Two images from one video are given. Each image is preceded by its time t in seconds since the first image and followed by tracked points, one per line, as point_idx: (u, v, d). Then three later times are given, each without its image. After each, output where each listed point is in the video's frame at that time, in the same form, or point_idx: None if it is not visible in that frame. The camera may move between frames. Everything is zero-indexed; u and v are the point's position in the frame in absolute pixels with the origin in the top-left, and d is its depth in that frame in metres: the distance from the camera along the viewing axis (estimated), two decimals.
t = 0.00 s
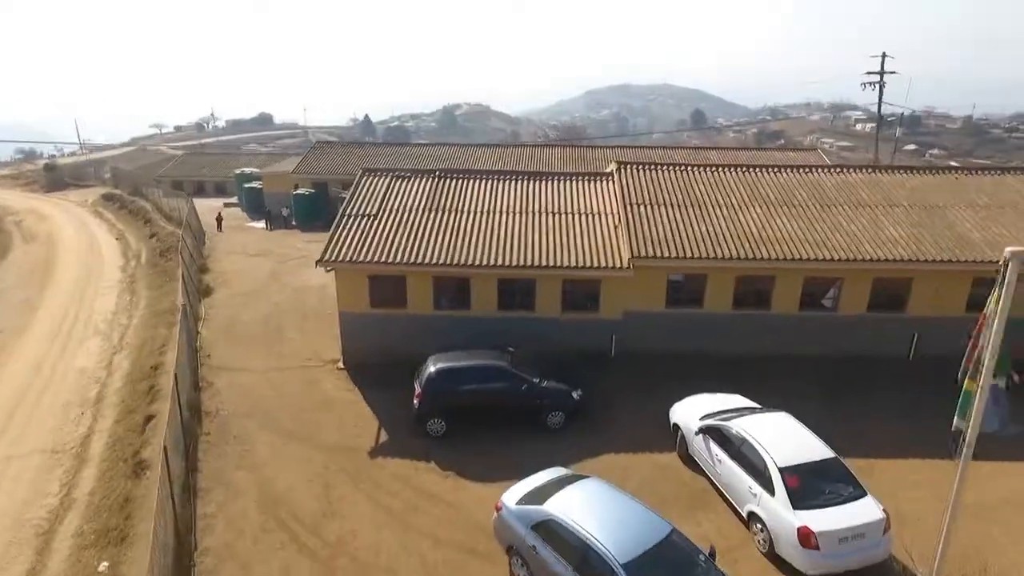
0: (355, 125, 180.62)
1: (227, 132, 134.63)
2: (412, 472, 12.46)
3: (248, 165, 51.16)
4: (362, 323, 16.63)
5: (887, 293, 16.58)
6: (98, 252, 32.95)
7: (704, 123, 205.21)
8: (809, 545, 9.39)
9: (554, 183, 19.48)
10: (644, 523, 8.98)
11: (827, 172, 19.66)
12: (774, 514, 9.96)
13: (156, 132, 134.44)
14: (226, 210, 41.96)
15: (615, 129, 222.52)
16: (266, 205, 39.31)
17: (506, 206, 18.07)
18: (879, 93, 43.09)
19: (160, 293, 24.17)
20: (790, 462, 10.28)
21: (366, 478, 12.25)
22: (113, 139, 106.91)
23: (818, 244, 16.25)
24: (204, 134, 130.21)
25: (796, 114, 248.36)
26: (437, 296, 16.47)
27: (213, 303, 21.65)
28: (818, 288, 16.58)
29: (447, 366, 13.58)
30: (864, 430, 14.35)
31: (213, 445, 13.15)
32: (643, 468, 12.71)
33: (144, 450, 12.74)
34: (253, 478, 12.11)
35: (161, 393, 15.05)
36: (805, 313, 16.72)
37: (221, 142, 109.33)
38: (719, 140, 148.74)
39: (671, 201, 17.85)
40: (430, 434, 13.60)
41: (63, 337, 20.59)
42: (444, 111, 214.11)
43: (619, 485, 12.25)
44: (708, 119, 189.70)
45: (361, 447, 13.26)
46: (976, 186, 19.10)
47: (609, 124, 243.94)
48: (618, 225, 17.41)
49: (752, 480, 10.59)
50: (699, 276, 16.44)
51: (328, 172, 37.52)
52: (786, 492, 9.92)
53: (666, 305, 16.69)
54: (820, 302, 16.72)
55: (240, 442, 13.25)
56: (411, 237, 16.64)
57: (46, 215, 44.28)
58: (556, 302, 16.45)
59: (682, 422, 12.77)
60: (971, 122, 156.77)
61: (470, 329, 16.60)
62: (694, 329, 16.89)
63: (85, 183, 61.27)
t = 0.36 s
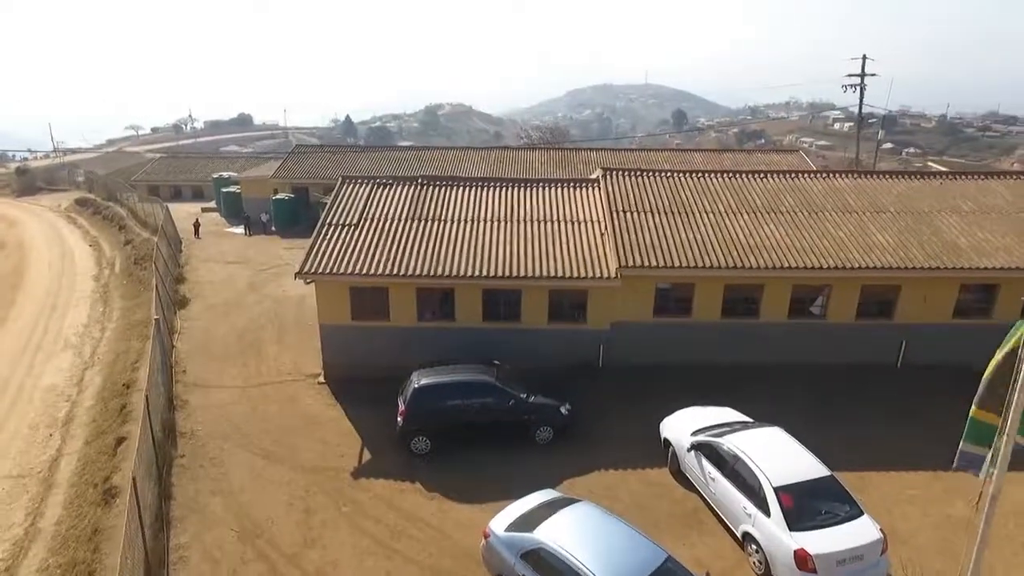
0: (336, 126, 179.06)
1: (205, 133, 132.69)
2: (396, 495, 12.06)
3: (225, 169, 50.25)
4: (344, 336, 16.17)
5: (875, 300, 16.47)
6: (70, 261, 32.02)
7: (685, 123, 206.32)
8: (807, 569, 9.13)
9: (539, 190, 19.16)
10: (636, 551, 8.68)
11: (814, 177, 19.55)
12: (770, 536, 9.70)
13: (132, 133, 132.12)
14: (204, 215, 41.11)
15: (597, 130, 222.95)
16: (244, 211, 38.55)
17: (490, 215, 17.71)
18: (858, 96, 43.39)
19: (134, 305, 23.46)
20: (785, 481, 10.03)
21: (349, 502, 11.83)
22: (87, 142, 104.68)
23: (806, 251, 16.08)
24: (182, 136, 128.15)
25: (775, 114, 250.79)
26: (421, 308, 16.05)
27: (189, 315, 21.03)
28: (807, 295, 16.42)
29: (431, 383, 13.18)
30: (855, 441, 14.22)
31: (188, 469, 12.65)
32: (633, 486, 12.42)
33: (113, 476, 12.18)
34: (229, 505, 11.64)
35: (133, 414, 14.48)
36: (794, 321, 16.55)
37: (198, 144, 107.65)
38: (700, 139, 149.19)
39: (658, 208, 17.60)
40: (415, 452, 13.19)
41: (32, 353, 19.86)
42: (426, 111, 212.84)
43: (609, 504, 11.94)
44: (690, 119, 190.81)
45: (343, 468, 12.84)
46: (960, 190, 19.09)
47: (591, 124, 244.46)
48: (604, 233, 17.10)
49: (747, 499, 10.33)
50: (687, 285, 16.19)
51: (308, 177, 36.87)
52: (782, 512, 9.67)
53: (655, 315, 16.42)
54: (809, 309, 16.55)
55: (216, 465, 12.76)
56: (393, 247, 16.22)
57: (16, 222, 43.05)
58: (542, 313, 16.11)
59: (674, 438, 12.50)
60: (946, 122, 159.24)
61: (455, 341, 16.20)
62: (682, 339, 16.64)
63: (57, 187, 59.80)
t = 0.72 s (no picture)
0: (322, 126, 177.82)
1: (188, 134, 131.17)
2: (384, 516, 11.70)
3: (208, 173, 49.51)
4: (329, 349, 15.76)
5: (868, 308, 16.32)
6: (48, 267, 31.31)
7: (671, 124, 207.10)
8: None
9: (528, 197, 18.85)
10: None
11: (804, 183, 19.40)
12: (769, 558, 9.46)
13: (114, 135, 130.28)
14: (187, 220, 40.42)
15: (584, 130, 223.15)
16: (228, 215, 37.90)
17: (479, 223, 17.37)
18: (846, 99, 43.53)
19: (114, 315, 22.88)
20: (784, 500, 9.79)
21: (335, 524, 11.47)
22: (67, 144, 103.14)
23: (799, 259, 15.89)
24: (163, 137, 126.42)
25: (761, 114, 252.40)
26: (408, 320, 15.67)
27: (171, 325, 20.50)
28: (800, 304, 16.23)
29: (420, 398, 12.82)
30: (850, 452, 14.06)
31: (168, 491, 12.22)
32: (628, 503, 12.13)
33: (88, 501, 11.73)
34: (211, 529, 11.24)
35: (110, 432, 14.01)
36: (787, 330, 16.36)
37: (181, 146, 106.36)
38: (686, 139, 149.73)
39: (649, 216, 17.35)
40: (404, 471, 12.83)
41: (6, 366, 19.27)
42: (413, 111, 212.02)
43: (604, 522, 11.64)
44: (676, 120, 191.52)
45: (329, 488, 12.44)
46: (951, 196, 19.00)
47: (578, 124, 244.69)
48: (595, 241, 16.82)
49: (745, 520, 10.09)
50: (678, 294, 15.94)
51: (292, 181, 36.32)
52: (782, 534, 9.43)
53: (647, 324, 16.15)
54: (802, 318, 16.35)
55: (197, 487, 12.32)
56: (379, 258, 15.84)
57: None
58: (532, 324, 15.80)
59: (669, 453, 12.24)
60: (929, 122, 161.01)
61: (444, 353, 15.84)
62: (675, 348, 16.39)
63: (35, 191, 58.68)
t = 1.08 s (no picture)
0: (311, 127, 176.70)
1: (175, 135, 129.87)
2: (375, 540, 11.36)
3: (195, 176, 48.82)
4: (318, 362, 15.36)
5: (865, 317, 16.09)
6: (31, 274, 30.67)
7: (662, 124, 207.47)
8: None
9: (521, 205, 18.52)
10: None
11: (800, 190, 19.19)
12: None
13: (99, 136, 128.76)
14: (173, 225, 39.79)
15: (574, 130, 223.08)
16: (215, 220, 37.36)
17: (470, 232, 17.02)
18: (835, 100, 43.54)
19: (97, 325, 22.37)
20: (787, 524, 9.53)
21: (324, 549, 11.12)
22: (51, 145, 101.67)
23: (796, 269, 15.63)
24: (150, 138, 125.11)
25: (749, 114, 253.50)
26: (398, 332, 15.29)
27: (155, 337, 20.02)
28: (797, 313, 15.98)
29: (411, 416, 12.46)
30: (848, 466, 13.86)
31: (150, 515, 11.83)
32: (625, 522, 11.84)
33: (67, 527, 11.33)
34: (195, 556, 10.87)
35: (89, 452, 13.58)
36: (784, 340, 16.12)
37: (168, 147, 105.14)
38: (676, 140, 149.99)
39: (644, 225, 17.07)
40: (395, 490, 12.47)
41: None
42: (403, 112, 211.03)
43: (601, 543, 11.33)
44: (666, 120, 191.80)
45: (317, 509, 12.08)
46: (948, 203, 18.84)
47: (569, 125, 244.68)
48: (589, 250, 16.50)
49: (746, 543, 9.82)
50: (674, 305, 15.65)
51: (281, 185, 35.80)
52: (785, 559, 9.17)
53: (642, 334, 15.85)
54: (799, 327, 16.10)
55: (181, 510, 11.93)
56: (368, 269, 15.45)
57: None
58: (526, 336, 15.47)
59: (667, 471, 11.94)
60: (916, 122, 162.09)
61: (435, 365, 15.48)
62: (671, 359, 16.11)
63: (18, 194, 57.70)
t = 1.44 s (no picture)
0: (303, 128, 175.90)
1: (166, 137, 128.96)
2: (367, 568, 11.02)
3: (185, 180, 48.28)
4: (309, 379, 14.99)
5: (866, 330, 15.85)
6: (17, 282, 30.15)
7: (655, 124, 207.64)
8: None
9: (516, 215, 18.20)
10: None
11: (799, 200, 18.95)
12: None
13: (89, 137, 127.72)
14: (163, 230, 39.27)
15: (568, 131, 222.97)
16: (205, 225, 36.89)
17: (465, 244, 16.69)
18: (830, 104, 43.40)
19: (84, 336, 21.92)
20: (792, 553, 9.26)
21: None
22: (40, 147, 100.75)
23: (796, 282, 15.38)
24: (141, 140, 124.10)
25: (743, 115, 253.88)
26: (391, 348, 14.94)
27: (143, 350, 19.61)
28: (797, 326, 15.72)
29: (404, 438, 12.12)
30: (850, 483, 13.61)
31: (135, 544, 11.46)
32: (625, 546, 11.54)
33: (46, 558, 10.95)
34: None
35: (71, 476, 13.18)
36: (784, 354, 15.86)
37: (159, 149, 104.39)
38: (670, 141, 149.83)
39: (641, 236, 16.79)
40: (388, 514, 12.13)
41: None
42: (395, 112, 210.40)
43: (601, 570, 11.02)
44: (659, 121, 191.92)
45: (308, 535, 11.73)
46: (947, 212, 18.64)
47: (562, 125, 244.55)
48: (586, 262, 16.20)
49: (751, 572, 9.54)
50: (673, 318, 15.37)
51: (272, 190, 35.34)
52: None
53: (640, 349, 15.55)
54: (799, 340, 15.85)
55: (167, 538, 11.57)
56: (360, 283, 15.09)
57: None
58: (521, 351, 15.15)
59: (668, 493, 11.64)
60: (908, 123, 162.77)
61: (429, 382, 15.13)
62: (669, 374, 15.83)
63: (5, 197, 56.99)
